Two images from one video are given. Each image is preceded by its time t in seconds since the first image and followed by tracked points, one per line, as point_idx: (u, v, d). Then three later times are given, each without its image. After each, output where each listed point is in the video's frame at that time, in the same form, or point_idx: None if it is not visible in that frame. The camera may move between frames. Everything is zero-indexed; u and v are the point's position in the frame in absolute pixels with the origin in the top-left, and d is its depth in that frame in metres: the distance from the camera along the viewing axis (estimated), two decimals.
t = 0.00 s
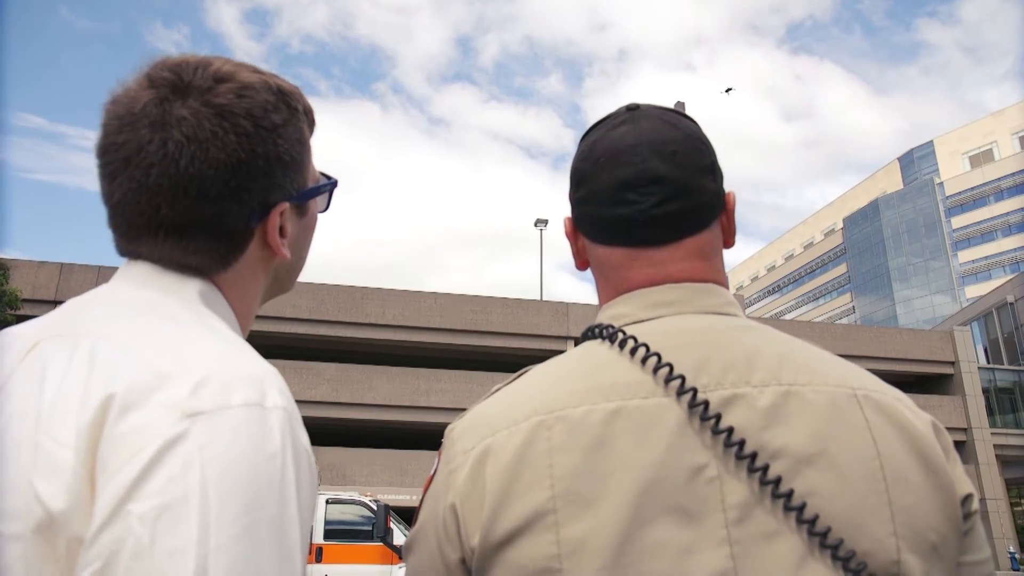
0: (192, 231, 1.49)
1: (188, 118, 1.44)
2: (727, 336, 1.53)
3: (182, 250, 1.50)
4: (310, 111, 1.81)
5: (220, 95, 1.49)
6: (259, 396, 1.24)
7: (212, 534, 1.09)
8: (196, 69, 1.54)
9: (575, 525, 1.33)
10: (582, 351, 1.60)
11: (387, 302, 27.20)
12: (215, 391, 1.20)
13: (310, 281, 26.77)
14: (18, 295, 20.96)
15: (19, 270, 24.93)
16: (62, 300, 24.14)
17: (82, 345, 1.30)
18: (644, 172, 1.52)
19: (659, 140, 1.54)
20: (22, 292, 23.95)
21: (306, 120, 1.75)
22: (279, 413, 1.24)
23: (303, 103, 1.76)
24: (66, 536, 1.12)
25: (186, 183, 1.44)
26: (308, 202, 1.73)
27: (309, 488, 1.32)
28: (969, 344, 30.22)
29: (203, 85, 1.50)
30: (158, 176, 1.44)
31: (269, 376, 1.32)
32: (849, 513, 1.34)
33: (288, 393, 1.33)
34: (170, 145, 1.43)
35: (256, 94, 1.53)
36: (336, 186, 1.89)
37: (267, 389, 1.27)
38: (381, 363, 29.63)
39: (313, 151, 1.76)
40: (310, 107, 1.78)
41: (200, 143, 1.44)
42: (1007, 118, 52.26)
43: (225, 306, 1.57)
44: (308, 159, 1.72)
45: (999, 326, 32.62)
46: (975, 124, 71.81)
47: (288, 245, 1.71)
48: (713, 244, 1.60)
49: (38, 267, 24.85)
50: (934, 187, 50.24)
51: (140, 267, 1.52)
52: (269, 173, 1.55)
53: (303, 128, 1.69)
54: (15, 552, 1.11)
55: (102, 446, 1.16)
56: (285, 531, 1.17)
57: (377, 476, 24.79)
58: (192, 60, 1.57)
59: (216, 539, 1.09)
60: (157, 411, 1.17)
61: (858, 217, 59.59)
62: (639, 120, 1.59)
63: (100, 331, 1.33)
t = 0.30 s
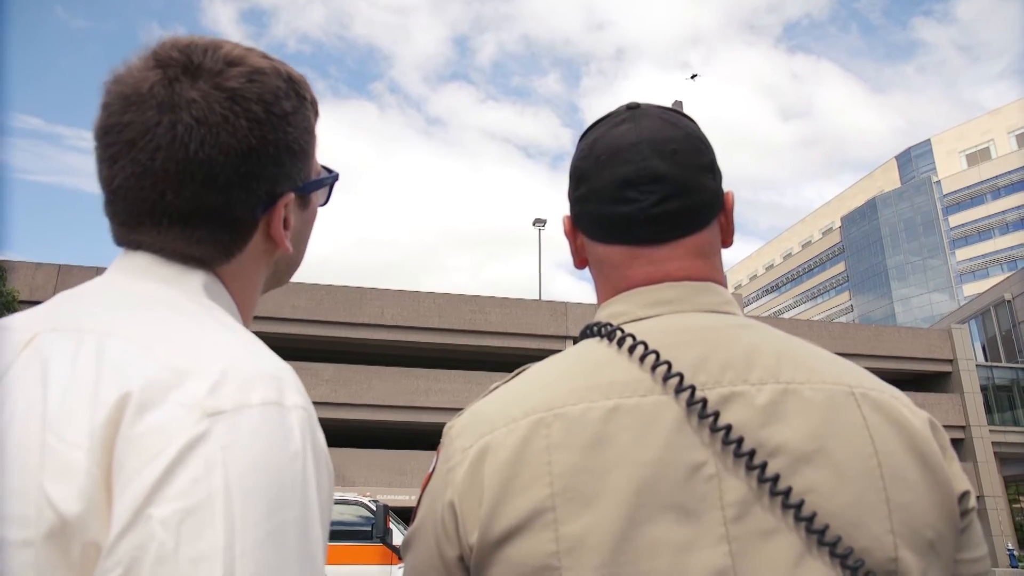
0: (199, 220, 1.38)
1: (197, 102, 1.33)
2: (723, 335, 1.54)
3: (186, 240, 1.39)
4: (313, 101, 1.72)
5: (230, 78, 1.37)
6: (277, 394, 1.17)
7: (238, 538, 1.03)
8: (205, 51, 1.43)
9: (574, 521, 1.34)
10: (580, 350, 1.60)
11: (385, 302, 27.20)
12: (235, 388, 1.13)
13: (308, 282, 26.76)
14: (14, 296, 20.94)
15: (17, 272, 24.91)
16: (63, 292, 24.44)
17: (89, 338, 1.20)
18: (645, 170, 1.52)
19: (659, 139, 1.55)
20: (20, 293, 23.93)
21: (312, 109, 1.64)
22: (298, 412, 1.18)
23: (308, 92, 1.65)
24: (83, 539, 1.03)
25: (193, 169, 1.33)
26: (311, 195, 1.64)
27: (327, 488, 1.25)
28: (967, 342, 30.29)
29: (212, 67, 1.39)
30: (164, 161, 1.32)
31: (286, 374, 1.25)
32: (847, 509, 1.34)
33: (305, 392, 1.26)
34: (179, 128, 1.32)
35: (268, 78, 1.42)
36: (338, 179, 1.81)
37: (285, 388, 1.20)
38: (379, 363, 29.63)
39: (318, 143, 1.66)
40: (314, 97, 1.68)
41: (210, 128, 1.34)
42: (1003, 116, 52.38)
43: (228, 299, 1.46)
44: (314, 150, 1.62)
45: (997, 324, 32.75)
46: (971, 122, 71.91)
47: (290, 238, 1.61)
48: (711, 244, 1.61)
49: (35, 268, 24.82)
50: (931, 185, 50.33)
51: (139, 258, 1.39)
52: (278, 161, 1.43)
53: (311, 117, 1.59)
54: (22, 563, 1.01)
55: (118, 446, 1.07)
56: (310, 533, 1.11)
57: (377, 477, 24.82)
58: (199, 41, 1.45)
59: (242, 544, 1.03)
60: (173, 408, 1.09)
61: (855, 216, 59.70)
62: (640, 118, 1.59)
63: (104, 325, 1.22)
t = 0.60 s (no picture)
0: (210, 221, 1.35)
1: (214, 100, 1.30)
2: (724, 341, 1.54)
3: (196, 241, 1.36)
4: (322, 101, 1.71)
5: (247, 77, 1.35)
6: (301, 403, 1.17)
7: (266, 549, 1.02)
8: (222, 47, 1.40)
9: (575, 526, 1.34)
10: (580, 355, 1.60)
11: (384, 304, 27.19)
12: (260, 397, 1.12)
13: (307, 284, 26.75)
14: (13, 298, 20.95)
15: (16, 274, 24.90)
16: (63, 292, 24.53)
17: (100, 338, 1.18)
18: (650, 174, 1.52)
19: (664, 144, 1.55)
20: (18, 295, 23.94)
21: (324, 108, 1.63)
22: (321, 421, 1.18)
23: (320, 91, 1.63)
24: (105, 552, 1.00)
25: (208, 169, 1.30)
26: (322, 197, 1.63)
27: (345, 497, 1.24)
28: (966, 344, 30.32)
29: (229, 65, 1.36)
30: (178, 160, 1.29)
31: (305, 382, 1.24)
32: (847, 514, 1.35)
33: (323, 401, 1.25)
34: (195, 127, 1.29)
35: (286, 78, 1.40)
36: (346, 180, 1.80)
37: (306, 396, 1.20)
38: (379, 366, 29.62)
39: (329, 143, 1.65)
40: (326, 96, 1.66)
41: (228, 126, 1.31)
42: (1001, 118, 52.39)
43: (237, 301, 1.43)
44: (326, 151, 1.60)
45: (995, 327, 32.80)
46: (970, 124, 71.94)
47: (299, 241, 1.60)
48: (713, 249, 1.61)
49: (34, 270, 24.81)
50: (930, 187, 50.38)
51: (146, 257, 1.36)
52: (293, 163, 1.42)
53: (325, 116, 1.57)
54: None
55: (139, 455, 1.05)
56: (334, 541, 1.11)
57: (376, 479, 24.79)
58: (214, 37, 1.43)
59: (271, 558, 1.02)
60: (193, 416, 1.07)
61: (855, 218, 59.72)
62: (643, 124, 1.60)
63: (116, 326, 1.19)
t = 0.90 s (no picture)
0: (258, 241, 1.36)
1: (275, 126, 1.31)
2: (733, 348, 1.54)
3: (240, 261, 1.36)
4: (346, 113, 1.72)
5: (302, 102, 1.36)
6: (350, 421, 1.18)
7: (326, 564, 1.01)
8: (276, 67, 1.40)
9: (587, 533, 1.34)
10: (591, 362, 1.60)
11: (387, 308, 27.24)
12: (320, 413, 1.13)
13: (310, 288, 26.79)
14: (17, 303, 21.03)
15: (20, 279, 24.99)
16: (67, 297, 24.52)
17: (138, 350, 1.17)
18: (667, 184, 1.53)
19: (682, 152, 1.56)
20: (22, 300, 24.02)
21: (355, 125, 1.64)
22: (370, 436, 1.18)
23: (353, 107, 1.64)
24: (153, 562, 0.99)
25: (263, 192, 1.31)
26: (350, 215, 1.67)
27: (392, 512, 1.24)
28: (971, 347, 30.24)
29: (287, 88, 1.37)
30: (234, 183, 1.30)
31: (348, 398, 1.24)
32: (858, 521, 1.35)
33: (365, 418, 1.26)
34: (253, 151, 1.29)
35: (340, 104, 1.42)
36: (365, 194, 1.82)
37: (353, 412, 1.20)
38: (381, 370, 29.66)
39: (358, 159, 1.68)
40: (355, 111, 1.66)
41: (286, 152, 1.32)
42: (1005, 120, 52.23)
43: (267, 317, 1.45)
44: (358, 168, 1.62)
45: (1001, 329, 31.63)
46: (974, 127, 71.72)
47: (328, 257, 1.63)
48: (724, 258, 1.62)
49: (39, 275, 24.92)
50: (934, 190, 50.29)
51: (186, 269, 1.36)
52: (339, 187, 1.44)
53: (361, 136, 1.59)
54: None
55: (194, 475, 1.03)
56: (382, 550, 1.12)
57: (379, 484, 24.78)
58: (265, 55, 1.42)
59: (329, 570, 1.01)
60: (249, 435, 1.07)
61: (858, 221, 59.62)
62: (661, 132, 1.60)
63: (152, 338, 1.19)
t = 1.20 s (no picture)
0: (280, 271, 1.40)
1: (313, 163, 1.36)
2: (749, 363, 1.54)
3: (260, 290, 1.40)
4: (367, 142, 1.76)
5: (340, 144, 1.41)
6: (350, 473, 1.21)
7: None
8: (316, 106, 1.45)
9: (599, 547, 1.35)
10: (605, 375, 1.62)
11: (396, 316, 27.30)
12: (318, 471, 1.16)
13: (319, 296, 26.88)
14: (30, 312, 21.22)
15: (33, 288, 25.21)
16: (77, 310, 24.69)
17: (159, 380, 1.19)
18: (690, 199, 1.54)
19: (704, 168, 1.57)
20: (35, 308, 24.25)
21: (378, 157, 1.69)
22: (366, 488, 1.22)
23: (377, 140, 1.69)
24: None
25: (293, 228, 1.37)
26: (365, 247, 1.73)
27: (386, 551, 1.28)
28: (984, 354, 29.98)
29: (326, 127, 1.42)
30: (266, 216, 1.34)
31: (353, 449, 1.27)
32: (874, 537, 1.35)
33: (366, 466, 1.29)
34: (290, 187, 1.34)
35: (376, 147, 1.47)
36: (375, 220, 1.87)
37: (355, 464, 1.23)
38: (391, 378, 29.71)
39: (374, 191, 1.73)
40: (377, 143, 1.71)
41: (321, 192, 1.37)
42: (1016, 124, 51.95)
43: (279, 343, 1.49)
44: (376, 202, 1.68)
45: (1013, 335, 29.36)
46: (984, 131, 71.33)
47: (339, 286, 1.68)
48: (740, 274, 1.64)
49: (52, 284, 25.15)
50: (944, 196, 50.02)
51: (206, 292, 1.39)
52: (363, 226, 1.50)
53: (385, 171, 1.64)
54: None
55: (223, 507, 1.07)
56: None
57: (388, 492, 24.77)
58: (304, 90, 1.47)
59: None
60: (271, 491, 1.10)
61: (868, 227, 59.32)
62: (682, 146, 1.61)
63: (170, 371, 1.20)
